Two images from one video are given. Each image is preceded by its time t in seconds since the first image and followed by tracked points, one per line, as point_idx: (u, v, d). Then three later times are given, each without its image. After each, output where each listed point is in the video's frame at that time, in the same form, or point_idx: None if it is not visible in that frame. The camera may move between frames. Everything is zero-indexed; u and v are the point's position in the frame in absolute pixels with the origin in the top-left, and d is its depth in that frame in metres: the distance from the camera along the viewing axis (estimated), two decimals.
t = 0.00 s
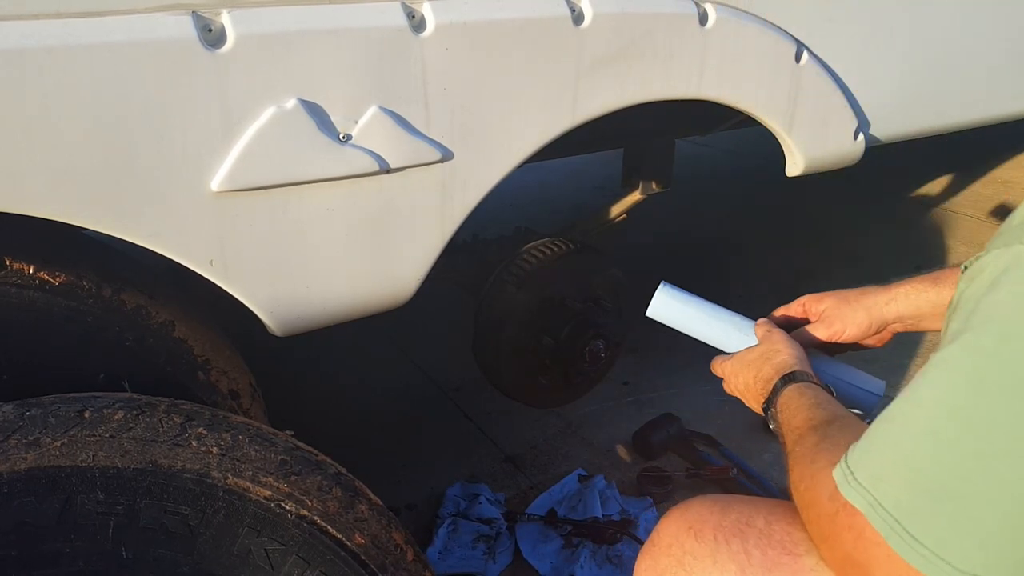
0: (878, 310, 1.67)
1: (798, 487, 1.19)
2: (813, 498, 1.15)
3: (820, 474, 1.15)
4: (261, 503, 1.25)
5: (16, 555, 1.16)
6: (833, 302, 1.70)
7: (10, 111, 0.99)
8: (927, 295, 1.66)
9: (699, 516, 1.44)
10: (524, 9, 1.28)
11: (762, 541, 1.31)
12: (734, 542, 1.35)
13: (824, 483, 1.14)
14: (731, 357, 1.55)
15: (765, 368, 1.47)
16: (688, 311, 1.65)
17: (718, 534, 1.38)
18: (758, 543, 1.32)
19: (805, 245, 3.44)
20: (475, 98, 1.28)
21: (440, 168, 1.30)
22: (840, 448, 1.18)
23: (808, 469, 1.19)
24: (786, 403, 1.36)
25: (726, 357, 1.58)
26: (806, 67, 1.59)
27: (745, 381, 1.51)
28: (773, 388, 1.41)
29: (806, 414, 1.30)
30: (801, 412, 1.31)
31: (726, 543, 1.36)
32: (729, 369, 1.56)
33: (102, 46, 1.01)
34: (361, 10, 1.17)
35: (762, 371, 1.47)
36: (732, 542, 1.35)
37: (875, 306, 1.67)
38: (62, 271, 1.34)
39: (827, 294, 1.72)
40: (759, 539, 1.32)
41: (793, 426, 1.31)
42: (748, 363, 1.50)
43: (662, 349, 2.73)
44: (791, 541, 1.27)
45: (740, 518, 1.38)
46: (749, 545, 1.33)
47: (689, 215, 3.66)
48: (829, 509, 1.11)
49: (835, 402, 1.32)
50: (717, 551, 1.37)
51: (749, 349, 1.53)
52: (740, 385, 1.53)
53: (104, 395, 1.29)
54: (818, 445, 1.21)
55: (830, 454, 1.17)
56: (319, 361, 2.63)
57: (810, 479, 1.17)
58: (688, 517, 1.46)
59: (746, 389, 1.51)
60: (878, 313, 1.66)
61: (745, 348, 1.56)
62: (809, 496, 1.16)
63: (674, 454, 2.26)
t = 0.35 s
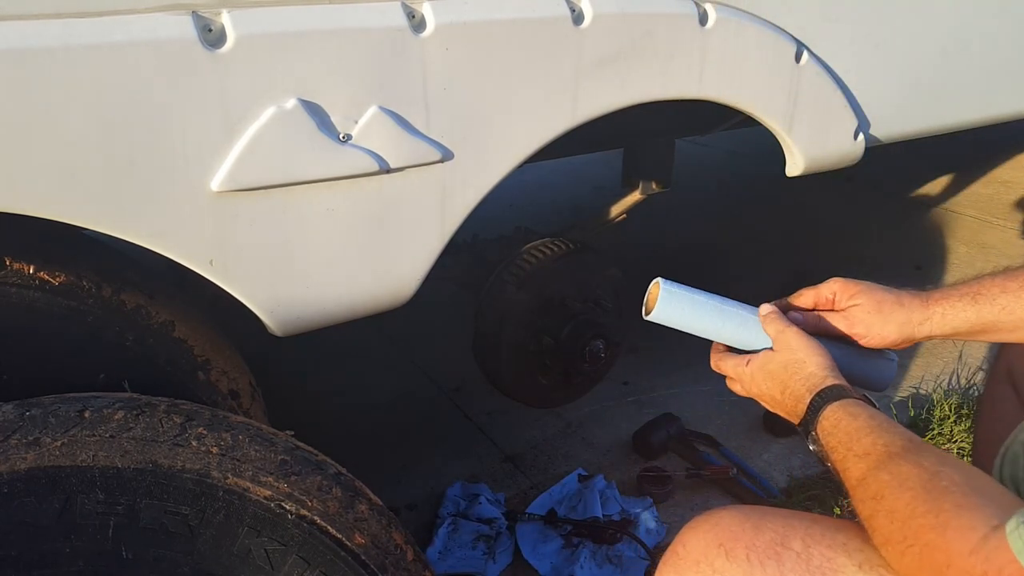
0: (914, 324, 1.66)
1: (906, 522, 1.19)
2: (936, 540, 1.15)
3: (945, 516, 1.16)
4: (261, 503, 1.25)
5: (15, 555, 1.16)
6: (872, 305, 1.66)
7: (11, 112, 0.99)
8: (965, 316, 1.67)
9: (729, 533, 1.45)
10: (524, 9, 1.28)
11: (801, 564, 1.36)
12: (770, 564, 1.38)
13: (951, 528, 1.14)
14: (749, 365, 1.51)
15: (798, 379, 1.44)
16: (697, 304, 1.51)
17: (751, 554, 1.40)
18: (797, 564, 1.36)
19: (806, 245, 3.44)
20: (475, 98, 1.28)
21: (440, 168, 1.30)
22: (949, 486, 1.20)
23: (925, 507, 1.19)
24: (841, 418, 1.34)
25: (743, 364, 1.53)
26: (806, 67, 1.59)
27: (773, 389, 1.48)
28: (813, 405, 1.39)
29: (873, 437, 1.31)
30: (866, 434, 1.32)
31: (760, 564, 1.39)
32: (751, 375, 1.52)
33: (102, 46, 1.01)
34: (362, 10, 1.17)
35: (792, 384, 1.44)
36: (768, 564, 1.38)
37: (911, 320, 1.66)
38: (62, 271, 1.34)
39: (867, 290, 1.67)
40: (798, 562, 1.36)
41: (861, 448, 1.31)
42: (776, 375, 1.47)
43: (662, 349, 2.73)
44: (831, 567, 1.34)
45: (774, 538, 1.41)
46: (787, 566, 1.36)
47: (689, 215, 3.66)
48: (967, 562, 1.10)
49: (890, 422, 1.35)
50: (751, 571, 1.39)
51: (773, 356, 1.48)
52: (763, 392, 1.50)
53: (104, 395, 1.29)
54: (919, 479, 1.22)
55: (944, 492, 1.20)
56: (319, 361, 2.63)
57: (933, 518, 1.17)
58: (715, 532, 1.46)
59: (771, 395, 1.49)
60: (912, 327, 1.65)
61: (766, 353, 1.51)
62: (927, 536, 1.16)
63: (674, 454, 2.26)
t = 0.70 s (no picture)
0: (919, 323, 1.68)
1: (915, 548, 1.14)
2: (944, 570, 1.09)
3: (954, 543, 1.11)
4: (262, 503, 1.25)
5: (16, 554, 1.16)
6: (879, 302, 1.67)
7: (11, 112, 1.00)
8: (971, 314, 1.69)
9: (736, 544, 1.45)
10: (524, 10, 1.28)
11: None
12: None
13: (962, 560, 1.08)
14: (752, 365, 1.52)
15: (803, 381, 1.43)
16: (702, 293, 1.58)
17: (757, 565, 1.41)
18: None
19: (805, 245, 3.45)
20: (475, 98, 1.28)
21: (440, 168, 1.30)
22: (959, 508, 1.15)
23: (933, 531, 1.13)
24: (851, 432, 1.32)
25: (746, 365, 1.54)
26: (806, 67, 1.59)
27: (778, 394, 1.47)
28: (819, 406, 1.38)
29: (883, 452, 1.27)
30: (876, 450, 1.28)
31: None
32: (752, 377, 1.52)
33: (103, 47, 1.02)
34: (362, 11, 1.17)
35: (795, 386, 1.44)
36: None
37: (916, 321, 1.67)
38: (63, 271, 1.34)
39: (877, 286, 1.67)
40: (805, 575, 1.36)
41: (870, 464, 1.27)
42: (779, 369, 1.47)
43: (661, 350, 2.73)
44: None
45: (780, 549, 1.41)
46: None
47: (689, 215, 3.66)
48: None
49: (902, 434, 1.31)
50: None
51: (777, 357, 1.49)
52: (765, 391, 1.50)
53: (104, 395, 1.29)
54: (929, 500, 1.17)
55: (955, 514, 1.14)
56: (318, 361, 2.63)
57: (941, 545, 1.11)
58: (723, 543, 1.47)
59: (773, 399, 1.48)
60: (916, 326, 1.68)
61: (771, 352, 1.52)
62: (935, 565, 1.10)
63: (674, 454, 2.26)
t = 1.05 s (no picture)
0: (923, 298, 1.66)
1: (863, 533, 1.20)
2: (885, 554, 1.16)
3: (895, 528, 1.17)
4: (261, 504, 1.24)
5: (15, 555, 1.15)
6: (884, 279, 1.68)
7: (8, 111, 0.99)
8: (964, 295, 1.67)
9: (721, 534, 1.44)
10: (524, 8, 1.27)
11: (791, 564, 1.36)
12: (760, 564, 1.38)
13: (899, 540, 1.16)
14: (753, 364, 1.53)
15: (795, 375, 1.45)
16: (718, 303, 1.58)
17: (743, 554, 1.40)
18: (787, 564, 1.37)
19: (806, 245, 3.43)
20: (475, 96, 1.28)
21: (440, 167, 1.29)
22: (911, 497, 1.20)
23: (881, 518, 1.19)
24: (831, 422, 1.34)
25: (750, 366, 1.54)
26: (808, 66, 1.58)
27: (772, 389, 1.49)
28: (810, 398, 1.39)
29: (855, 441, 1.30)
30: (849, 438, 1.31)
31: (752, 564, 1.38)
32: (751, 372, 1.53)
33: (101, 45, 1.01)
34: (361, 9, 1.16)
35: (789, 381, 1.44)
36: (758, 564, 1.38)
37: (920, 295, 1.66)
38: (62, 271, 1.33)
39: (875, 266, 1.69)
40: (789, 562, 1.37)
41: (842, 453, 1.31)
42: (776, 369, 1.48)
43: (662, 350, 2.72)
44: (820, 566, 1.34)
45: (765, 538, 1.41)
46: (777, 567, 1.36)
47: (690, 215, 3.65)
48: None
49: (881, 422, 1.33)
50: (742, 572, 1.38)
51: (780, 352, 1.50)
52: (766, 391, 1.50)
53: (103, 395, 1.29)
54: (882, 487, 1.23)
55: (905, 503, 1.20)
56: (318, 361, 2.63)
57: (885, 530, 1.18)
58: (706, 532, 1.46)
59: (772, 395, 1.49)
60: (919, 303, 1.66)
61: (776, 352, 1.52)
62: (879, 548, 1.17)
63: (674, 454, 2.25)
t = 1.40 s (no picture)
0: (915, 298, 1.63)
1: (832, 525, 1.26)
2: (853, 542, 1.22)
3: (861, 518, 1.23)
4: (261, 503, 1.25)
5: (15, 555, 1.16)
6: (876, 275, 1.66)
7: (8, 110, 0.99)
8: (955, 297, 1.63)
9: (710, 529, 1.45)
10: (524, 9, 1.28)
11: (779, 557, 1.37)
12: (748, 559, 1.38)
13: (865, 528, 1.22)
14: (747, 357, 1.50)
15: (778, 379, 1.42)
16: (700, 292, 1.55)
17: (731, 548, 1.41)
18: (775, 558, 1.38)
19: (806, 245, 3.43)
20: (475, 96, 1.28)
21: (441, 168, 1.29)
22: (876, 488, 1.26)
23: (847, 509, 1.25)
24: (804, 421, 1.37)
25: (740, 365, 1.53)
26: (807, 66, 1.59)
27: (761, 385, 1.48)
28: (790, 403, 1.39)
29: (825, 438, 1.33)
30: (820, 436, 1.34)
31: (741, 558, 1.39)
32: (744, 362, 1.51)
33: (102, 46, 1.01)
34: (362, 10, 1.16)
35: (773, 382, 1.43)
36: (747, 558, 1.39)
37: (912, 293, 1.63)
38: (62, 271, 1.34)
39: (869, 264, 1.68)
40: (777, 556, 1.38)
41: (813, 451, 1.35)
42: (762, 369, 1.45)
43: (662, 350, 2.73)
44: (807, 559, 1.35)
45: (753, 532, 1.42)
46: (763, 561, 1.37)
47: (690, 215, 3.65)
48: (876, 562, 1.18)
49: (849, 415, 1.36)
50: (731, 567, 1.39)
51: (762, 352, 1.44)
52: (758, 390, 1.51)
53: (104, 395, 1.29)
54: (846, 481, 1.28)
55: (870, 495, 1.25)
56: (318, 361, 2.63)
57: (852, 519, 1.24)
58: (695, 526, 1.47)
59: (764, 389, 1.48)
60: (910, 301, 1.63)
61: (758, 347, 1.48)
62: (848, 537, 1.23)
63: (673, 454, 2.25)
